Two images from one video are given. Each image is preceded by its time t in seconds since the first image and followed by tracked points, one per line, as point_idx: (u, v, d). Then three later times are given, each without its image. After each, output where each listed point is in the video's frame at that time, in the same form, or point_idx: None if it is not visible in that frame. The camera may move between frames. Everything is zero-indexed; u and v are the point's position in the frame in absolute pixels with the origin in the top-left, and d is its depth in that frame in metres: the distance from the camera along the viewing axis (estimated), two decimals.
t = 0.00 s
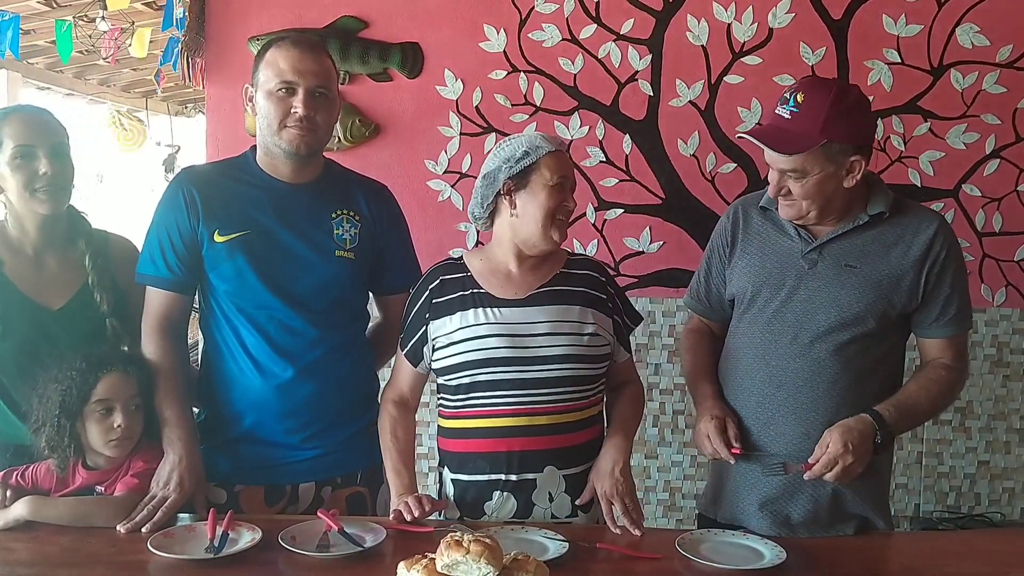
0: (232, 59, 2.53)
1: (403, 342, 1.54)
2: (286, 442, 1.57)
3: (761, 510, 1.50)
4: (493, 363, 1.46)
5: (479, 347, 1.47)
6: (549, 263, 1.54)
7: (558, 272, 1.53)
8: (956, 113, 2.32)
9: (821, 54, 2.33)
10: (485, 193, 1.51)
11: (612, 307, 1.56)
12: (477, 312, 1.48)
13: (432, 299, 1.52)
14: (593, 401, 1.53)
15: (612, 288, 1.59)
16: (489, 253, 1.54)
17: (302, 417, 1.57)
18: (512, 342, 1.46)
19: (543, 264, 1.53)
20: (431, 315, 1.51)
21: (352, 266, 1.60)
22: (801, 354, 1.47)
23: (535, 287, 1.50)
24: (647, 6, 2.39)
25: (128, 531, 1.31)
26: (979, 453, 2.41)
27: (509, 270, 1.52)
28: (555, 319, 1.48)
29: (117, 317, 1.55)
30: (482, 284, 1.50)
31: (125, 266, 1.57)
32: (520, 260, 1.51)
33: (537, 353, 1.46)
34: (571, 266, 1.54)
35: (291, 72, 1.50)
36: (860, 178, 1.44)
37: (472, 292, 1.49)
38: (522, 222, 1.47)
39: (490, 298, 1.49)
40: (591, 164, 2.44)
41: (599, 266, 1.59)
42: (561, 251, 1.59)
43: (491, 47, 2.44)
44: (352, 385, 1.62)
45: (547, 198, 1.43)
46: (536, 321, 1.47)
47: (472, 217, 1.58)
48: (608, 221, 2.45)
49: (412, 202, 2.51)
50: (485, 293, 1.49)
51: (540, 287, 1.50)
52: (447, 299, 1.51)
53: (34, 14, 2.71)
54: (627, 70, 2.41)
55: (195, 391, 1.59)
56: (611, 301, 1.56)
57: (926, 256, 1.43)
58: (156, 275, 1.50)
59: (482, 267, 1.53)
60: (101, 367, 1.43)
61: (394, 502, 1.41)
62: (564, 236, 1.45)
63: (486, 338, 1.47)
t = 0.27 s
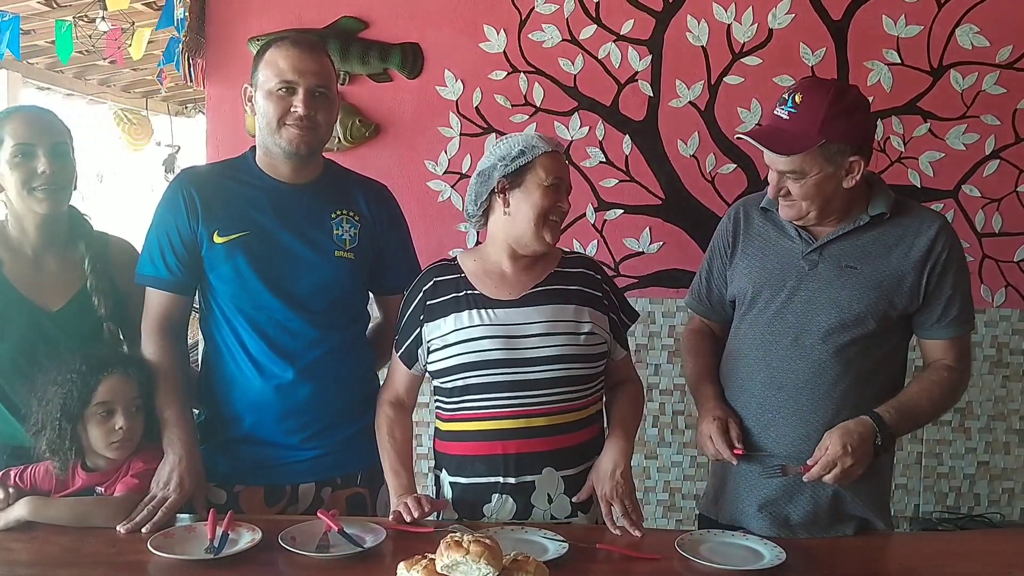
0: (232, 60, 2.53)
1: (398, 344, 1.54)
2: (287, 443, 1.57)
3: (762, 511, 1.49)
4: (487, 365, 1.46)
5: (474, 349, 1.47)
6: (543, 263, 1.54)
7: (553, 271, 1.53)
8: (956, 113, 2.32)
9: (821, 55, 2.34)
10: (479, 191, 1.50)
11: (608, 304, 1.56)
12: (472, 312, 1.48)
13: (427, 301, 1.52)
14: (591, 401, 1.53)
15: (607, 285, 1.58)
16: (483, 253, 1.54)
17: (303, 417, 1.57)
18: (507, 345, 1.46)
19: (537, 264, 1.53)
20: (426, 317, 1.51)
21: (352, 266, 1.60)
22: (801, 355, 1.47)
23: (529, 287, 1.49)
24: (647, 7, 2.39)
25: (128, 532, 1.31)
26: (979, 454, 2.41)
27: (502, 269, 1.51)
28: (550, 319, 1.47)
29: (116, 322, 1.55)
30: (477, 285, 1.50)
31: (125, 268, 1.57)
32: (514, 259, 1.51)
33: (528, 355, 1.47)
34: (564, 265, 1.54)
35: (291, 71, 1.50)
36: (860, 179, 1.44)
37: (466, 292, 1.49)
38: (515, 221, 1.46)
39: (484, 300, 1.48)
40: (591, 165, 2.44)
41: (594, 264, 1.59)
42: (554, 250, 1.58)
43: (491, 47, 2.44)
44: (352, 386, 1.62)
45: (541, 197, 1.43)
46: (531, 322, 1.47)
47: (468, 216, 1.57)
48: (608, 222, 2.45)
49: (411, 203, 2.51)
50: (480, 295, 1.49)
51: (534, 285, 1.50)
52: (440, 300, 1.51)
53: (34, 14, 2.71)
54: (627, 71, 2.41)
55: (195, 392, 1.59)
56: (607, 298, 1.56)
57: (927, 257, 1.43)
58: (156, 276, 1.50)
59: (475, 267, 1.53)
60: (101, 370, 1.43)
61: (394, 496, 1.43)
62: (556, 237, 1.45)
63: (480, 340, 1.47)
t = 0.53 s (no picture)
0: (232, 59, 2.53)
1: (398, 339, 1.55)
2: (287, 442, 1.57)
3: (761, 511, 1.49)
4: (488, 362, 1.46)
5: (475, 347, 1.47)
6: (548, 262, 1.55)
7: (555, 273, 1.53)
8: (956, 114, 2.32)
9: (821, 55, 2.34)
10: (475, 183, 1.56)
11: (610, 308, 1.55)
12: (474, 310, 1.48)
13: (429, 296, 1.53)
14: (591, 401, 1.53)
15: (613, 289, 1.58)
16: (486, 252, 1.55)
17: (303, 416, 1.57)
18: (508, 342, 1.46)
19: (541, 262, 1.54)
20: (427, 312, 1.52)
21: (352, 266, 1.60)
22: (801, 355, 1.47)
23: (531, 286, 1.50)
24: (647, 7, 2.39)
25: (128, 531, 1.31)
26: (979, 454, 2.41)
27: (506, 267, 1.52)
28: (551, 319, 1.48)
29: (114, 325, 1.55)
30: (478, 283, 1.50)
31: (126, 270, 1.57)
32: (517, 258, 1.51)
33: (531, 353, 1.47)
34: (569, 266, 1.54)
35: (295, 69, 1.50)
36: (861, 179, 1.44)
37: (468, 290, 1.50)
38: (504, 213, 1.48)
39: (486, 297, 1.49)
40: (590, 165, 2.44)
41: (597, 266, 1.59)
42: (560, 251, 1.59)
43: (491, 47, 2.44)
44: (352, 386, 1.62)
45: (508, 184, 1.46)
46: (532, 320, 1.47)
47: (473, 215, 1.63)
48: (608, 222, 2.45)
49: (411, 202, 2.51)
50: (483, 292, 1.50)
51: (539, 285, 1.50)
52: (442, 296, 1.51)
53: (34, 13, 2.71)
54: (627, 71, 2.41)
55: (195, 391, 1.59)
56: (609, 301, 1.55)
57: (928, 256, 1.43)
58: (157, 275, 1.50)
59: (479, 266, 1.53)
60: (102, 370, 1.43)
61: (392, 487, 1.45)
62: (530, 224, 1.45)
63: (479, 337, 1.47)
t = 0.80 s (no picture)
0: (232, 59, 2.53)
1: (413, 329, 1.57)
2: (287, 442, 1.57)
3: (760, 511, 1.49)
4: (496, 355, 1.48)
5: (485, 339, 1.49)
6: (560, 264, 1.56)
7: (568, 277, 1.54)
8: (956, 114, 2.32)
9: (821, 55, 2.34)
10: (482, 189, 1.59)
11: (620, 316, 1.57)
12: (487, 304, 1.50)
13: (443, 288, 1.55)
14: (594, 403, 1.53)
15: (623, 300, 1.59)
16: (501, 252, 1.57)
17: (303, 416, 1.57)
18: (518, 337, 1.48)
19: (553, 263, 1.55)
20: (440, 303, 1.54)
21: (352, 265, 1.60)
22: (801, 355, 1.47)
23: (546, 286, 1.51)
24: (647, 7, 2.39)
25: (127, 531, 1.32)
26: (978, 454, 2.41)
27: (518, 269, 1.54)
28: (562, 319, 1.49)
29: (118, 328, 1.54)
30: (494, 280, 1.53)
31: (131, 271, 1.58)
32: (528, 259, 1.52)
33: (542, 350, 1.48)
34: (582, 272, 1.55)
35: (310, 70, 1.53)
36: (860, 178, 1.44)
37: (482, 285, 1.52)
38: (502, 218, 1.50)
39: (498, 293, 1.51)
40: (590, 165, 2.44)
41: (610, 276, 1.59)
42: (574, 258, 1.59)
43: (491, 47, 2.44)
44: (351, 386, 1.62)
45: (494, 194, 1.51)
46: (543, 319, 1.49)
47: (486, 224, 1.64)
48: (608, 222, 2.45)
49: (411, 202, 2.51)
50: (495, 288, 1.51)
51: (551, 287, 1.52)
52: (456, 289, 1.53)
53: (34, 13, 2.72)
54: (627, 71, 2.41)
55: (195, 391, 1.59)
56: (619, 311, 1.57)
57: (927, 256, 1.43)
58: (156, 276, 1.50)
59: (494, 265, 1.55)
60: (100, 370, 1.42)
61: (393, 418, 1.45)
62: (523, 224, 1.47)
63: (491, 331, 1.49)
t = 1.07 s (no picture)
0: (232, 59, 2.53)
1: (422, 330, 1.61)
2: (287, 442, 1.57)
3: (760, 511, 1.49)
4: (497, 350, 1.51)
5: (485, 336, 1.52)
6: (563, 266, 1.58)
7: (571, 275, 1.56)
8: (955, 114, 2.32)
9: (821, 55, 2.34)
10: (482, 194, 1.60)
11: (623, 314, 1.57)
12: (490, 303, 1.53)
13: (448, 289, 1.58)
14: (597, 401, 1.53)
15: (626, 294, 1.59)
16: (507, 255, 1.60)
17: (303, 416, 1.57)
18: (516, 333, 1.51)
19: (556, 265, 1.56)
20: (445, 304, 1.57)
21: (353, 266, 1.60)
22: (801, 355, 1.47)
23: (547, 285, 1.54)
24: (647, 7, 2.39)
25: (126, 531, 1.32)
26: (978, 455, 2.41)
27: (522, 271, 1.56)
28: (562, 317, 1.51)
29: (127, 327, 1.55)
30: (497, 281, 1.56)
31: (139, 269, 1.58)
32: (531, 262, 1.54)
33: (541, 347, 1.50)
34: (586, 270, 1.56)
35: (329, 73, 1.54)
36: (867, 173, 1.45)
37: (485, 285, 1.55)
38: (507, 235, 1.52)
39: (502, 292, 1.54)
40: (590, 165, 2.44)
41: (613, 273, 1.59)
42: (578, 257, 1.61)
43: (491, 48, 2.45)
44: (352, 386, 1.62)
45: (504, 216, 1.51)
46: (544, 316, 1.51)
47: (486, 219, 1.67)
48: (608, 222, 2.45)
49: (411, 202, 2.51)
50: (498, 288, 1.54)
51: (553, 285, 1.54)
52: (461, 289, 1.57)
53: (34, 13, 2.72)
54: (627, 71, 2.41)
55: (195, 391, 1.59)
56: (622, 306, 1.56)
57: (926, 256, 1.43)
58: (155, 277, 1.50)
59: (498, 266, 1.58)
60: (100, 368, 1.41)
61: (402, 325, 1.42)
62: (531, 244, 1.48)
63: (491, 327, 1.51)
